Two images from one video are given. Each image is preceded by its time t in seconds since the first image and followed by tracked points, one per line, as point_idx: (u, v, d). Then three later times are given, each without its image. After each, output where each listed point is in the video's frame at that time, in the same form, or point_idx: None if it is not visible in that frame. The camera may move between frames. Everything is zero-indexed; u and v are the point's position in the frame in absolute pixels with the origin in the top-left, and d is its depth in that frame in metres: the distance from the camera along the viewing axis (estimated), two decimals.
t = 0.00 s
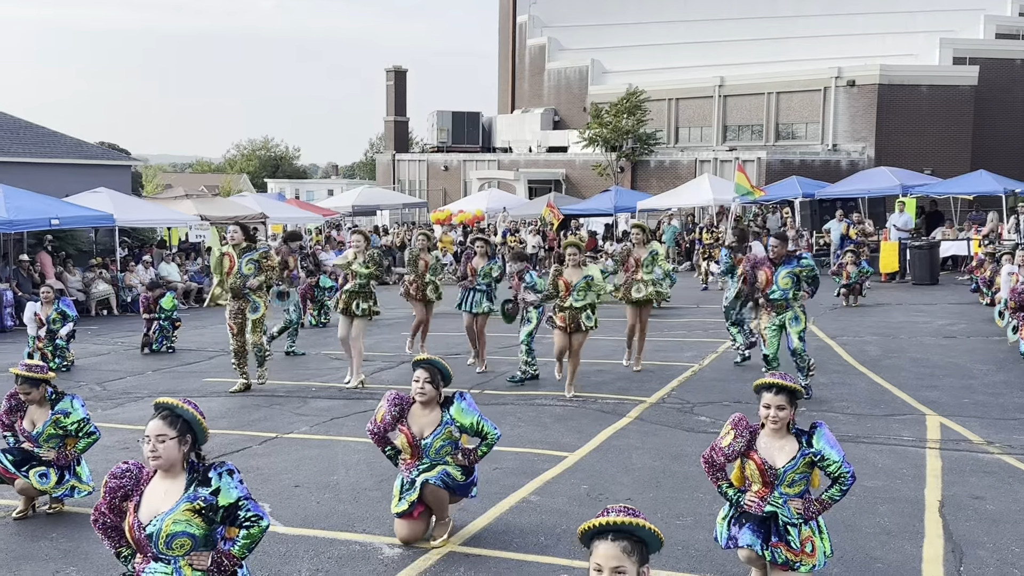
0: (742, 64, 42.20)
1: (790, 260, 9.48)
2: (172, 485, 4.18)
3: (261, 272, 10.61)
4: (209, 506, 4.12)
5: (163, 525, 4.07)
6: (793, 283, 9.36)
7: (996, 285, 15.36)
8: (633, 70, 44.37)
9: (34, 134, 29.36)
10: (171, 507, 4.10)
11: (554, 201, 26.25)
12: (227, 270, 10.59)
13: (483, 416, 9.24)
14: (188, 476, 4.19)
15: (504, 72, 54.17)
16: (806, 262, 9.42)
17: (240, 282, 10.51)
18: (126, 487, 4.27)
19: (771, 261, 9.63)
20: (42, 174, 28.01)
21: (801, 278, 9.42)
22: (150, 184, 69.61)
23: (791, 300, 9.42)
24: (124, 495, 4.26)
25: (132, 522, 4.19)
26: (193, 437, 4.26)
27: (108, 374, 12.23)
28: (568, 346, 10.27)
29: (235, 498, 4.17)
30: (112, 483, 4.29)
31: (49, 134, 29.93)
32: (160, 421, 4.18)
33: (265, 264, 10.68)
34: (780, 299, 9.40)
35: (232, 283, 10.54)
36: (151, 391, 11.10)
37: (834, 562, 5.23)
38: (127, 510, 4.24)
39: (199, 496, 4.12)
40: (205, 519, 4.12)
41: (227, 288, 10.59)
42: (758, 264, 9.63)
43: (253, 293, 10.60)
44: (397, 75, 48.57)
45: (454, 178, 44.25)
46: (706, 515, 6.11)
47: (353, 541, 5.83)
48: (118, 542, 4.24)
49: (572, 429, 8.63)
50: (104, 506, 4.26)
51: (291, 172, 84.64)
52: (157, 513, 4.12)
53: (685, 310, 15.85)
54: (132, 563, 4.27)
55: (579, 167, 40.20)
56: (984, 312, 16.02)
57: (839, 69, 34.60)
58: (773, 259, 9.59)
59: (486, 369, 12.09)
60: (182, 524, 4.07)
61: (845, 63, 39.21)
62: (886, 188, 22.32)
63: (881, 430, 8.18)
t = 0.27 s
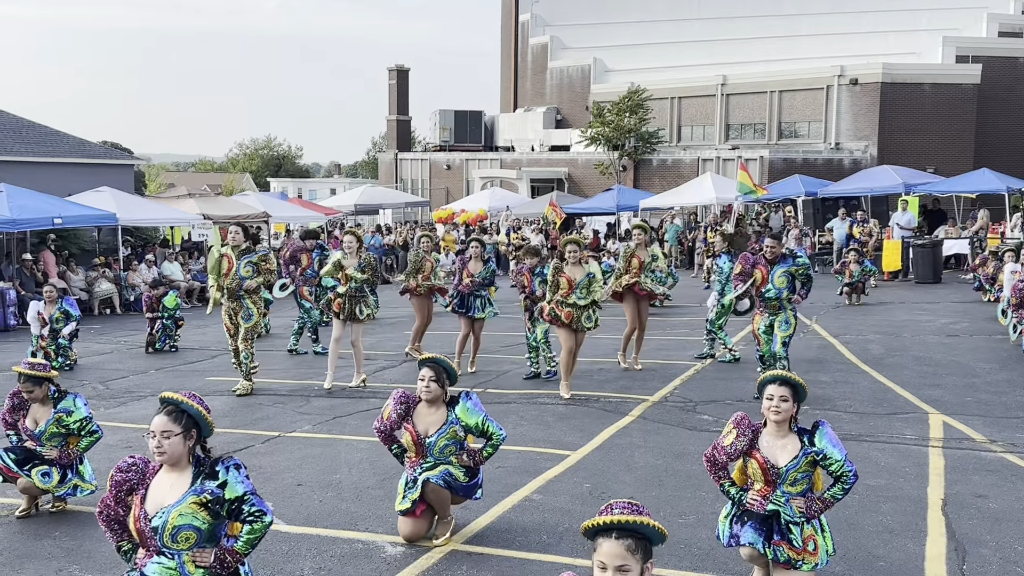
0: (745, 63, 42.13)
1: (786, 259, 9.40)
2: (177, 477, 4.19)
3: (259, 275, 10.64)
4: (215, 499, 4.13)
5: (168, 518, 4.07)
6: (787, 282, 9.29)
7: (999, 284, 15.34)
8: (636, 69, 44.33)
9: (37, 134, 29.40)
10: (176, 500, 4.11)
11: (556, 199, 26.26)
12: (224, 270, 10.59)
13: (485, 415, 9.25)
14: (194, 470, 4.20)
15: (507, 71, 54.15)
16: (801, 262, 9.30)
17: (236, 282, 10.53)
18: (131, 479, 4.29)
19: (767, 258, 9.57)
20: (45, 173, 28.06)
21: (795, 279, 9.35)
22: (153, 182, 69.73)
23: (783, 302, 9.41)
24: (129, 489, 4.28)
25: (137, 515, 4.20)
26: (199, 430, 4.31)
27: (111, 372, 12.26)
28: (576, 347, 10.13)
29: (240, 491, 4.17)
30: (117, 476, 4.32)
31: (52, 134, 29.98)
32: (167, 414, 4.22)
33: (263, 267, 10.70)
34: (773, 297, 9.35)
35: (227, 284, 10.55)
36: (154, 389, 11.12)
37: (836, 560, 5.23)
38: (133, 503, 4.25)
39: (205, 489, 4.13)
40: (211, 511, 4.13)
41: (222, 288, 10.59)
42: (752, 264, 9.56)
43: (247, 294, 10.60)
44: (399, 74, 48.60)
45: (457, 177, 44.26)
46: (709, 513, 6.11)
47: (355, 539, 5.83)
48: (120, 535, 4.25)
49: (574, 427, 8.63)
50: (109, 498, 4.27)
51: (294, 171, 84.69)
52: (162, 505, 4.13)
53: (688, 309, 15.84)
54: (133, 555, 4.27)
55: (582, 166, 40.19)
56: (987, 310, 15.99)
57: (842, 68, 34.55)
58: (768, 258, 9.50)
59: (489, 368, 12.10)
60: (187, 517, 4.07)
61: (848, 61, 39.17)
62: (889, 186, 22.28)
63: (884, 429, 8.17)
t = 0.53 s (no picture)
0: (747, 62, 42.12)
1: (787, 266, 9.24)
2: (182, 473, 4.20)
3: (250, 279, 10.45)
4: (219, 493, 4.12)
5: (172, 513, 4.07)
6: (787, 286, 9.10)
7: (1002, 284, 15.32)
8: (638, 69, 44.32)
9: (40, 134, 29.44)
10: (181, 494, 4.11)
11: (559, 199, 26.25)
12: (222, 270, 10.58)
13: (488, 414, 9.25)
14: (198, 466, 4.21)
15: (509, 71, 54.13)
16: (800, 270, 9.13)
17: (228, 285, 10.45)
18: (135, 475, 4.30)
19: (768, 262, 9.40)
20: (48, 173, 28.11)
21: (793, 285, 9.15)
22: (156, 183, 69.90)
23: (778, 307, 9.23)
24: (134, 484, 4.29)
25: (141, 509, 4.20)
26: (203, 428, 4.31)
27: (114, 372, 12.27)
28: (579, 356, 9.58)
29: (243, 486, 4.17)
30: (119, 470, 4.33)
31: (55, 134, 30.02)
32: (171, 410, 4.22)
33: (257, 273, 10.51)
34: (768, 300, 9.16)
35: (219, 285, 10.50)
36: (156, 389, 11.13)
37: (839, 560, 5.22)
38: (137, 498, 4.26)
39: (209, 484, 4.12)
40: (214, 506, 4.12)
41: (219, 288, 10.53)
42: (753, 265, 9.41)
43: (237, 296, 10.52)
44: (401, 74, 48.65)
45: (459, 176, 44.29)
46: (712, 513, 6.10)
47: (357, 539, 5.84)
48: (119, 530, 4.27)
49: (577, 427, 8.62)
50: (113, 492, 4.29)
51: (296, 171, 84.75)
52: (167, 500, 4.14)
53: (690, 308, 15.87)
54: (133, 550, 4.28)
55: (584, 165, 40.20)
56: (991, 309, 15.96)
57: (844, 67, 34.52)
58: (769, 260, 9.34)
59: (491, 368, 12.10)
60: (192, 512, 4.06)
61: (850, 60, 39.15)
62: (892, 186, 22.26)
63: (887, 428, 8.15)
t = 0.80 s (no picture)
0: (750, 62, 42.12)
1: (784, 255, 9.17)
2: (185, 475, 4.20)
3: (246, 276, 10.50)
4: (222, 497, 4.14)
5: (175, 515, 4.09)
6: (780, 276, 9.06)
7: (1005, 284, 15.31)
8: (640, 69, 44.32)
9: (43, 134, 29.47)
10: (184, 496, 4.12)
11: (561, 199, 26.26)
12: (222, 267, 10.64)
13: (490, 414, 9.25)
14: (201, 469, 4.21)
15: (511, 71, 54.11)
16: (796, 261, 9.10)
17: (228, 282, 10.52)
18: (136, 479, 4.29)
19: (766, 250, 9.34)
20: (51, 173, 28.15)
21: (788, 274, 9.11)
22: (159, 182, 70.07)
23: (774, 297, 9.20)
24: (136, 487, 4.29)
25: (144, 512, 4.21)
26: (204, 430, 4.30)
27: (117, 371, 12.29)
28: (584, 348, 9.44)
29: (246, 490, 4.19)
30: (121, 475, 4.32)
31: (58, 133, 30.05)
32: (174, 413, 4.22)
33: (253, 269, 10.55)
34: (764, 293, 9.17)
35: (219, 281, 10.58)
36: (159, 389, 11.14)
37: (841, 560, 5.22)
38: (139, 501, 4.26)
39: (212, 487, 4.14)
40: (217, 509, 4.13)
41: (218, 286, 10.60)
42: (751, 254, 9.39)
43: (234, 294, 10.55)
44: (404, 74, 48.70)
45: (461, 176, 44.30)
46: (714, 513, 6.10)
47: (360, 538, 5.84)
48: (123, 537, 4.27)
49: (579, 427, 8.63)
50: (115, 498, 4.28)
51: (299, 171, 84.84)
52: (169, 503, 4.14)
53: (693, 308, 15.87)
54: (137, 557, 4.29)
55: (587, 165, 40.21)
56: (994, 309, 15.94)
57: (847, 67, 34.49)
58: (767, 249, 9.29)
59: (493, 367, 12.11)
60: (194, 514, 4.08)
61: (853, 60, 39.14)
62: (895, 185, 22.25)
63: (889, 428, 8.14)
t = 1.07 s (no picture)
0: (752, 63, 42.10)
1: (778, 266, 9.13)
2: (185, 476, 4.20)
3: (244, 277, 10.36)
4: (222, 495, 4.14)
5: (175, 513, 4.09)
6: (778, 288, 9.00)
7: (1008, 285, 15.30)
8: (643, 69, 44.32)
9: (46, 134, 29.51)
10: (184, 495, 4.12)
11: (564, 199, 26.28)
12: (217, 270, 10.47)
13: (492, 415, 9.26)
14: (202, 468, 4.22)
15: (514, 71, 54.12)
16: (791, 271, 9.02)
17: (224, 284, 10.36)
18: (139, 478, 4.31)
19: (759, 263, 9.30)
20: (54, 174, 28.19)
21: (785, 286, 9.04)
22: (161, 183, 70.18)
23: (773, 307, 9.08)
24: (139, 486, 4.30)
25: (145, 511, 4.23)
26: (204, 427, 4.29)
27: (119, 372, 12.30)
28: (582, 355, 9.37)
29: (245, 489, 4.18)
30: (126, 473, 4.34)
31: (61, 134, 30.10)
32: (177, 414, 4.23)
33: (251, 269, 10.41)
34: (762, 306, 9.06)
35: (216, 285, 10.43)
36: (162, 389, 11.16)
37: (843, 561, 5.22)
38: (142, 500, 4.27)
39: (212, 486, 4.14)
40: (217, 509, 4.13)
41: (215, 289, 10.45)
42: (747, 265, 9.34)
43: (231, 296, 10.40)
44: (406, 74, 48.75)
45: (464, 177, 44.32)
46: (717, 513, 6.11)
47: (362, 539, 5.84)
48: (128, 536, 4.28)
49: (581, 427, 8.63)
50: (119, 496, 4.29)
51: (301, 172, 84.95)
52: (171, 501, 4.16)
53: (695, 309, 15.87)
54: (140, 555, 4.27)
55: (589, 166, 40.22)
56: (996, 310, 15.92)
57: (850, 67, 34.48)
58: (761, 261, 9.25)
59: (496, 368, 12.13)
60: (194, 514, 4.08)
61: (856, 60, 39.14)
62: (897, 186, 22.23)
63: (891, 429, 8.14)
